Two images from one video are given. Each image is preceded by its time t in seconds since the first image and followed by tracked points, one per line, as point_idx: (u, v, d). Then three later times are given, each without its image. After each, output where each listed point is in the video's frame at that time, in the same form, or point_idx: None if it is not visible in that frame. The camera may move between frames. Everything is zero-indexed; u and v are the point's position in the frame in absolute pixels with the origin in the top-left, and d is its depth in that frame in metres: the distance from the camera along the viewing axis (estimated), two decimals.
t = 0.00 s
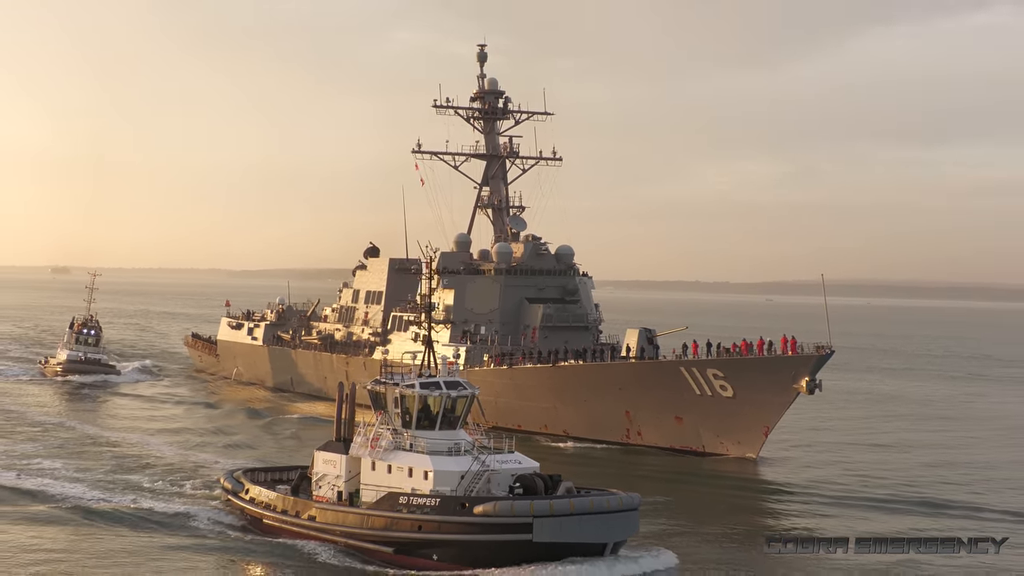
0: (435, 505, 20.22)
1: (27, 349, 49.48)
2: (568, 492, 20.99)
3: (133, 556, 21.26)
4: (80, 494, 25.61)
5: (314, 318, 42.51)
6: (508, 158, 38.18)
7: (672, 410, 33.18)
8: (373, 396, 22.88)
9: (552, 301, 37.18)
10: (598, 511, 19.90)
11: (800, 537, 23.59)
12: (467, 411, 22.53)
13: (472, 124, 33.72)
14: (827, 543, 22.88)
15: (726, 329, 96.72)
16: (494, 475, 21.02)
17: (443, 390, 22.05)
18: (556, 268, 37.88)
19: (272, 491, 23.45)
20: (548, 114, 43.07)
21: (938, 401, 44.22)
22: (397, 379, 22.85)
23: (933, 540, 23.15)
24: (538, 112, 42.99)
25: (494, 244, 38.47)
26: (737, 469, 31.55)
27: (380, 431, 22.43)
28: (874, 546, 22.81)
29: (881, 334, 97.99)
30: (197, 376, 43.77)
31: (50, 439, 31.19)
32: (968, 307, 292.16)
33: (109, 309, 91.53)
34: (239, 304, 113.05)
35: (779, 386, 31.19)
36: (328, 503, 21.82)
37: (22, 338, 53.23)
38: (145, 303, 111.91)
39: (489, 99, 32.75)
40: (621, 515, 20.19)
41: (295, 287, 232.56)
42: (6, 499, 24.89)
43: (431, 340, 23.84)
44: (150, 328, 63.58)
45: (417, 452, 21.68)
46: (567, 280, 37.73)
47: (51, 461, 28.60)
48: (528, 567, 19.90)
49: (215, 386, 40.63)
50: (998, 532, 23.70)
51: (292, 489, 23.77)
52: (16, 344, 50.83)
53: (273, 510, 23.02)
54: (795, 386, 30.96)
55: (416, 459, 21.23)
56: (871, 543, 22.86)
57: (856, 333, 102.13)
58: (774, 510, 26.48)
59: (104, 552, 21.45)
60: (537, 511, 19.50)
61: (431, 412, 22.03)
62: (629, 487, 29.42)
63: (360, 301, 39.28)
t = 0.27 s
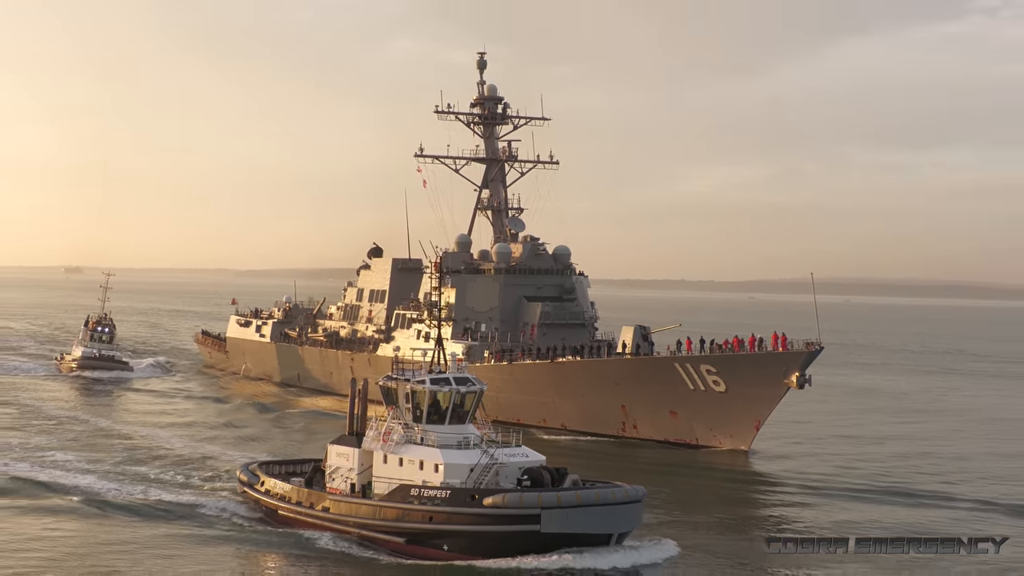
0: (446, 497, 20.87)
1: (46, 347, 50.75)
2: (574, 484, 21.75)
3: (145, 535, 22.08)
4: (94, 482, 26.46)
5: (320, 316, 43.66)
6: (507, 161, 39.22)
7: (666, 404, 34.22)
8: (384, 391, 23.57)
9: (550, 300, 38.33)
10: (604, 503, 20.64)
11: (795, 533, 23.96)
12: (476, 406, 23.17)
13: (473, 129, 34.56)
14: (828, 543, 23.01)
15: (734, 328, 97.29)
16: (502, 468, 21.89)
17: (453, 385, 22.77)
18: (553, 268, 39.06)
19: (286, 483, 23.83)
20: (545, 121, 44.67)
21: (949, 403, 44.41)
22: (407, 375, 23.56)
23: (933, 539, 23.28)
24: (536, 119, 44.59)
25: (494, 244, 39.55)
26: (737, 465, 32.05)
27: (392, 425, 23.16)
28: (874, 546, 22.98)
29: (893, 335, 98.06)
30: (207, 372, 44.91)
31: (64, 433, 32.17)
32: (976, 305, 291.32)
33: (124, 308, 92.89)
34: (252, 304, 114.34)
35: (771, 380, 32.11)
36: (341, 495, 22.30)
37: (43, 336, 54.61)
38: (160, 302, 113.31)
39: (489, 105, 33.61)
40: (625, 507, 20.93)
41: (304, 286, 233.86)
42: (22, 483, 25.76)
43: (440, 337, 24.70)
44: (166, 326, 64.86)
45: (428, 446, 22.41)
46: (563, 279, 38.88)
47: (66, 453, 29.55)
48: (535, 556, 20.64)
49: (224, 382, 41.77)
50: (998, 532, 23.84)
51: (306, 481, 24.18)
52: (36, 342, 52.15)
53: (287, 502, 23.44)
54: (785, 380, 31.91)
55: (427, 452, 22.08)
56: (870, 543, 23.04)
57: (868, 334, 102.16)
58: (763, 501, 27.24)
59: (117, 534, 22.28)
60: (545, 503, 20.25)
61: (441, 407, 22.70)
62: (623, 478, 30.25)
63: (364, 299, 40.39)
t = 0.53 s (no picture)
0: (455, 488, 20.09)
1: (69, 342, 52.69)
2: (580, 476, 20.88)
3: (143, 512, 23.02)
4: (102, 467, 27.95)
5: (327, 313, 45.20)
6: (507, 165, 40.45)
7: (660, 399, 35.36)
8: (396, 385, 22.85)
9: (548, 298, 39.67)
10: (611, 495, 19.76)
11: (786, 527, 24.15)
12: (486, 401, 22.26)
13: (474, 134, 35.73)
14: (827, 544, 22.28)
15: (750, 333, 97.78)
16: (510, 460, 20.80)
17: (463, 380, 21.81)
18: (552, 268, 40.43)
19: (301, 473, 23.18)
20: (544, 125, 44.80)
21: (956, 412, 44.54)
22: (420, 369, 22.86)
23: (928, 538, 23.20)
24: (534, 123, 44.82)
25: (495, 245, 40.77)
26: (734, 461, 32.46)
27: (403, 418, 22.21)
28: (875, 546, 22.33)
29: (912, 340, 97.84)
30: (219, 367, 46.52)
31: (77, 425, 33.88)
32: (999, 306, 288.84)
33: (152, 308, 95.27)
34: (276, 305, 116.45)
35: (762, 376, 33.03)
36: (354, 486, 21.44)
37: (68, 333, 56.63)
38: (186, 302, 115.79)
39: (489, 110, 34.85)
40: (633, 499, 20.11)
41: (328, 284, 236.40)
42: (35, 467, 27.36)
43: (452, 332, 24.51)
44: (189, 325, 66.82)
45: (438, 439, 21.49)
46: (560, 278, 40.32)
47: (78, 443, 31.07)
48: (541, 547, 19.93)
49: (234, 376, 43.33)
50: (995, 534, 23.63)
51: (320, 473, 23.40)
52: (61, 338, 54.15)
53: (301, 493, 22.70)
54: (776, 374, 32.78)
55: (437, 445, 21.08)
56: (871, 543, 22.41)
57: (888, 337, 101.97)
58: (747, 493, 27.91)
59: (117, 509, 23.25)
60: (551, 494, 19.45)
61: (451, 401, 21.87)
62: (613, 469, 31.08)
63: (369, 297, 41.79)
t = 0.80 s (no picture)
0: (464, 488, 20.23)
1: (70, 341, 52.85)
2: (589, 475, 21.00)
3: (145, 511, 23.16)
4: (105, 465, 28.17)
5: (327, 312, 45.43)
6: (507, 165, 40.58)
7: (659, 398, 35.53)
8: (404, 385, 23.02)
9: (548, 297, 39.88)
10: (619, 494, 19.88)
11: (786, 526, 24.27)
12: (494, 400, 22.42)
13: (474, 134, 35.89)
14: (827, 543, 22.28)
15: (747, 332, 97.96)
16: (519, 459, 20.94)
17: (470, 379, 21.98)
18: (551, 267, 40.65)
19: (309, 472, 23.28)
20: (543, 125, 44.72)
21: (956, 410, 44.69)
22: (427, 369, 23.01)
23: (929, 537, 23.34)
24: (532, 123, 44.75)
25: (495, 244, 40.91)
26: (734, 460, 32.61)
27: (412, 418, 22.34)
28: (875, 546, 22.38)
29: (913, 337, 97.94)
30: (220, 365, 46.70)
31: (78, 424, 34.11)
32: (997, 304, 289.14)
33: (149, 305, 95.51)
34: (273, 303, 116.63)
35: (762, 375, 33.13)
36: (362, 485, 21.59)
37: (69, 331, 56.79)
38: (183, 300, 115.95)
39: (489, 111, 34.99)
40: (642, 498, 20.19)
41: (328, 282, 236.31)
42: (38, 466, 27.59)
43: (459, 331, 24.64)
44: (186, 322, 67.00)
45: (446, 438, 21.62)
46: (560, 276, 40.51)
47: (80, 442, 31.28)
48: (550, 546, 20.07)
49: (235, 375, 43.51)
50: (995, 534, 23.79)
51: (328, 472, 23.51)
52: (62, 336, 54.31)
53: (309, 492, 22.83)
54: (777, 374, 32.85)
55: (445, 444, 21.20)
56: (871, 543, 22.44)
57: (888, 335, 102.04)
58: (748, 492, 28.04)
59: (119, 508, 23.39)
60: (560, 494, 19.55)
61: (459, 401, 22.02)
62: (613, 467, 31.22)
63: (370, 297, 42.01)
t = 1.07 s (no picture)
0: (473, 489, 20.06)
1: (66, 340, 52.55)
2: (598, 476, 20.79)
3: (143, 511, 22.95)
4: (102, 464, 27.98)
5: (326, 311, 45.24)
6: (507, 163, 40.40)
7: (661, 397, 35.38)
8: (410, 385, 22.82)
9: (548, 296, 39.72)
10: (630, 495, 19.67)
11: (789, 526, 24.12)
12: (501, 400, 22.23)
13: (475, 132, 35.69)
14: (827, 543, 22.22)
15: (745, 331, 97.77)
16: (527, 460, 20.68)
17: (478, 379, 21.78)
18: (552, 266, 40.49)
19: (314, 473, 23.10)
20: (543, 121, 44.39)
21: (959, 410, 44.48)
22: (434, 369, 22.79)
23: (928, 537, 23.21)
24: (532, 120, 44.33)
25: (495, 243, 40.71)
26: (736, 460, 32.43)
27: (418, 418, 22.12)
28: (875, 545, 22.27)
29: (912, 337, 97.83)
30: (217, 364, 46.47)
31: (75, 423, 33.90)
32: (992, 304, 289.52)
33: (145, 303, 95.07)
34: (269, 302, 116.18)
35: (765, 374, 33.00)
36: (369, 486, 21.43)
37: (66, 330, 56.49)
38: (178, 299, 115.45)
39: (489, 108, 34.82)
40: (652, 500, 19.98)
41: (324, 281, 235.86)
42: (34, 465, 27.40)
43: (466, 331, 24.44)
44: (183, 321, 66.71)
45: (454, 438, 21.42)
46: (560, 275, 40.38)
47: (77, 442, 31.07)
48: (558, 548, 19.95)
49: (232, 374, 43.30)
50: (995, 533, 23.67)
51: (333, 472, 23.32)
52: (59, 335, 54.02)
53: (314, 492, 22.64)
54: (780, 373, 32.73)
55: (453, 444, 20.99)
56: (871, 543, 22.33)
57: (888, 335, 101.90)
58: (749, 491, 27.90)
59: (116, 508, 23.18)
60: (570, 495, 19.34)
61: (466, 401, 21.81)
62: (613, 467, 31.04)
63: (368, 295, 41.84)
